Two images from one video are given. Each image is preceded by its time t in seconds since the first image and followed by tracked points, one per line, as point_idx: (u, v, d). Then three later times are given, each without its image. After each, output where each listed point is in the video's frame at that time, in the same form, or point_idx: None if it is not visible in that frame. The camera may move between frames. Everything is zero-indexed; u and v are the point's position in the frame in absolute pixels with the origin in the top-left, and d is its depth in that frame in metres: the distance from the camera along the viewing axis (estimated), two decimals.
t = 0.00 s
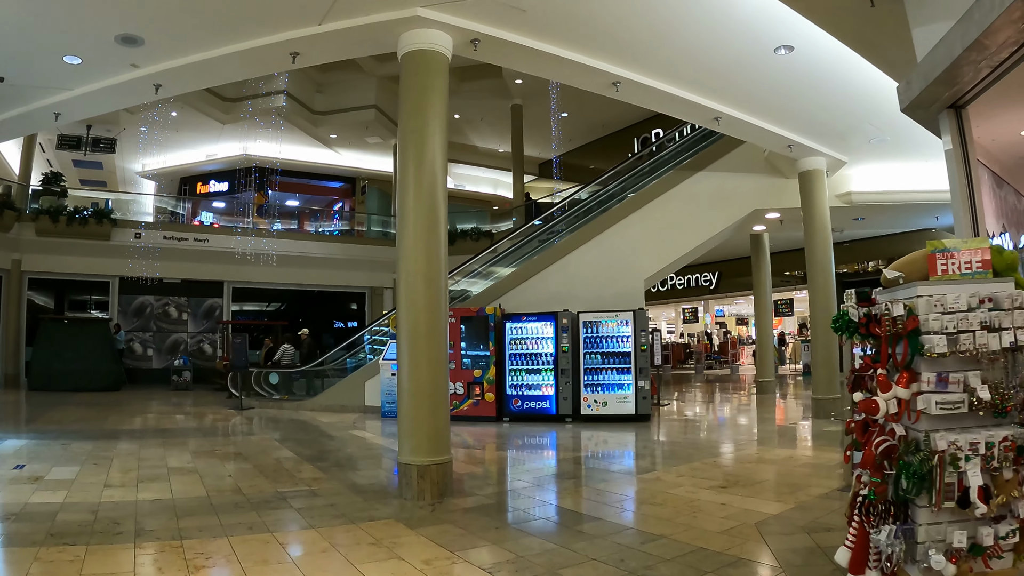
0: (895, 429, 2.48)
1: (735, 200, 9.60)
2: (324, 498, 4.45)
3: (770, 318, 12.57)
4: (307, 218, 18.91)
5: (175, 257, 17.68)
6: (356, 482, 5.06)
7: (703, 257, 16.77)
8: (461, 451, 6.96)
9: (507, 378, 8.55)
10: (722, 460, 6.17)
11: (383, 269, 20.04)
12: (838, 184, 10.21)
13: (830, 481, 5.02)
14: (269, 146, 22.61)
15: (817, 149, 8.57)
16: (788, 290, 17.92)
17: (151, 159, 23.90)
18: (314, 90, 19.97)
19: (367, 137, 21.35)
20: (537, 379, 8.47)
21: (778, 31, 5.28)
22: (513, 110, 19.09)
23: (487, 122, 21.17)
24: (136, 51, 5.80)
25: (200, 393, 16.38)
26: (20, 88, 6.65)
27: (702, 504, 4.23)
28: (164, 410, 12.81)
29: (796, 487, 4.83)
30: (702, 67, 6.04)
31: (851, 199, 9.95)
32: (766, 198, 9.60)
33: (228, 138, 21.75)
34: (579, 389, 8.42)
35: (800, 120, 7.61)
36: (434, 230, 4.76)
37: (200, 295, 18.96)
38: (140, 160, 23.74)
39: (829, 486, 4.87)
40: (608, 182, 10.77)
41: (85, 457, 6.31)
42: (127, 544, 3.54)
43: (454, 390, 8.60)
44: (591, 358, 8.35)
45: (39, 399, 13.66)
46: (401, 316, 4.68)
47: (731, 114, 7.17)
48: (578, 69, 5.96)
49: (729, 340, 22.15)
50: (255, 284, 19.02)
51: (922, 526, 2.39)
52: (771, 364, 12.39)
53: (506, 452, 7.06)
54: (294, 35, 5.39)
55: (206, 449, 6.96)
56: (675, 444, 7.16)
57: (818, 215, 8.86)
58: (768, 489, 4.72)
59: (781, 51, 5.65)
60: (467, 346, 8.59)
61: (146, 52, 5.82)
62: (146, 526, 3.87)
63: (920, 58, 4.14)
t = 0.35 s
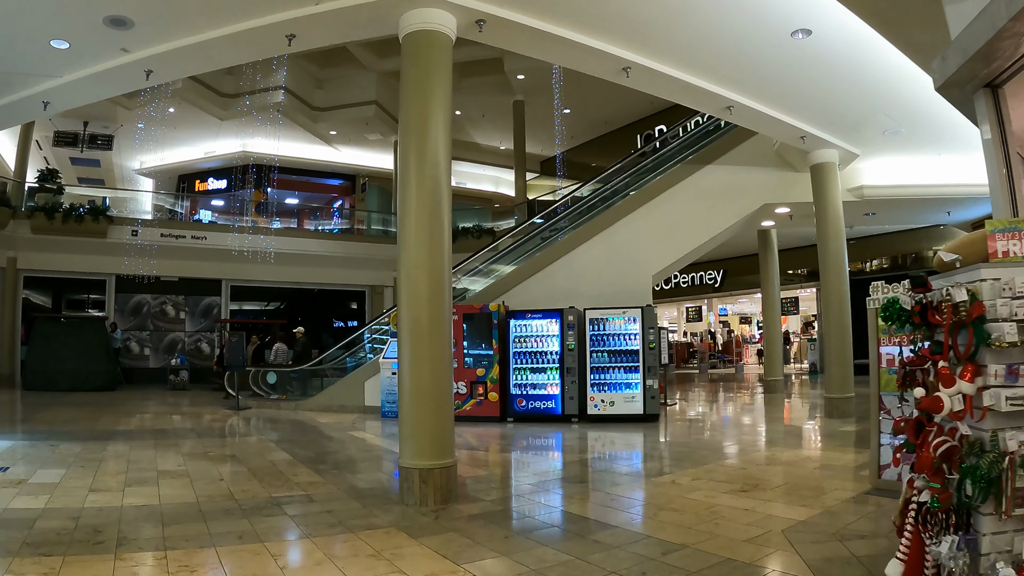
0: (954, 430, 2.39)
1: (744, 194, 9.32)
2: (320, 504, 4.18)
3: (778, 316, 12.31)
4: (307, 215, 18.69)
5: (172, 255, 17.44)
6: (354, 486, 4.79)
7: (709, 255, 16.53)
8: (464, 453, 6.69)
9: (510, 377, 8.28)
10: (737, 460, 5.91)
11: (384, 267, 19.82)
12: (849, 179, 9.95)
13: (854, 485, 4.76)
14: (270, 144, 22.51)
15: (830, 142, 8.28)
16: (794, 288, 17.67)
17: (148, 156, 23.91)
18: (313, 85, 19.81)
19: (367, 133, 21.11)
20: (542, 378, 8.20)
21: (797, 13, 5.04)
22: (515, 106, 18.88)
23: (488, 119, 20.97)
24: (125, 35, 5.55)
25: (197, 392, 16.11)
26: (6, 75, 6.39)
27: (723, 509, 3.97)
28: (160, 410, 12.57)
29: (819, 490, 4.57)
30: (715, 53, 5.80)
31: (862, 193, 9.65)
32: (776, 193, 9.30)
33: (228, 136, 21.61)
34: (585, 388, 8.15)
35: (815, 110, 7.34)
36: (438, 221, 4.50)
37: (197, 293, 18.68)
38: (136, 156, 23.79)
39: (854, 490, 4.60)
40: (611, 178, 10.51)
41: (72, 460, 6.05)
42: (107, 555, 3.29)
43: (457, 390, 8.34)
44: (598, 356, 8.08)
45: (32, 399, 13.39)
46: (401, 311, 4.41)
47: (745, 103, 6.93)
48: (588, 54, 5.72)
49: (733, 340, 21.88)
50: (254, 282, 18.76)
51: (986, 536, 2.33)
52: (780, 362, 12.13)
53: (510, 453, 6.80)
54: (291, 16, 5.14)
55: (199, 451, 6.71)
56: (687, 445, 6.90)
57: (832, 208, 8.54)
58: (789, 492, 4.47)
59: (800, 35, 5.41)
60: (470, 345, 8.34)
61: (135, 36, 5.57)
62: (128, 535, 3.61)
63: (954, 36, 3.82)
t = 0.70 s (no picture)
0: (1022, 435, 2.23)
1: (753, 191, 9.02)
2: (313, 513, 3.93)
3: (785, 316, 12.05)
4: (306, 214, 18.41)
5: (169, 253, 17.25)
6: (352, 493, 4.52)
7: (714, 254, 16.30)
8: (466, 456, 6.43)
9: (514, 377, 8.00)
10: (753, 462, 5.65)
11: (383, 266, 19.57)
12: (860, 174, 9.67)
13: (880, 490, 4.50)
14: (268, 141, 22.27)
15: (842, 134, 7.99)
16: (800, 287, 17.41)
17: (146, 153, 23.74)
18: (312, 82, 19.58)
19: (367, 130, 20.87)
20: (546, 378, 7.93)
21: None
22: (516, 103, 18.63)
23: (489, 116, 20.71)
24: (111, 19, 5.30)
25: (194, 393, 15.87)
26: None
27: (744, 518, 3.71)
28: (157, 411, 12.36)
29: (843, 496, 4.31)
30: (729, 39, 5.57)
31: (874, 188, 9.39)
32: (787, 189, 9.01)
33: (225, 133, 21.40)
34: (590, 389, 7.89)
35: (830, 100, 7.08)
36: (439, 213, 4.24)
37: (194, 292, 18.43)
38: (134, 154, 23.59)
39: (880, 495, 4.34)
40: (615, 174, 10.20)
41: (57, 464, 5.81)
42: (81, 570, 3.04)
43: (458, 390, 8.09)
44: (604, 355, 7.82)
45: (25, 399, 13.14)
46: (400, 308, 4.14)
47: (758, 93, 6.69)
48: (597, 38, 5.48)
49: (738, 339, 21.55)
50: (252, 281, 18.52)
51: None
52: (787, 362, 11.89)
53: (515, 456, 6.54)
54: None
55: (191, 454, 6.48)
56: (698, 448, 6.63)
57: (844, 201, 8.23)
58: (813, 499, 4.20)
59: (818, 19, 5.17)
60: (473, 345, 8.09)
61: (121, 19, 5.31)
62: (106, 548, 3.36)
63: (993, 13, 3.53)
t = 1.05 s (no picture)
0: None
1: (762, 187, 8.69)
2: (300, 532, 3.63)
3: (795, 316, 11.67)
4: (304, 213, 18.08)
5: (162, 252, 17.00)
6: (344, 507, 4.22)
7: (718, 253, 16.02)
8: (466, 464, 6.14)
9: (516, 381, 7.69)
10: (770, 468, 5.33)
11: (381, 266, 19.26)
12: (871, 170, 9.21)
13: (910, 504, 4.19)
14: (264, 139, 21.98)
15: (856, 127, 7.67)
16: (806, 286, 17.06)
17: (142, 152, 23.47)
18: (310, 78, 19.29)
19: (365, 128, 20.57)
20: (550, 382, 7.63)
21: None
22: (517, 100, 18.32)
23: (490, 113, 20.41)
24: (90, 3, 5.01)
25: (188, 395, 15.58)
26: None
27: (768, 538, 3.41)
28: (151, 414, 12.08)
29: (872, 510, 4.01)
30: (743, 24, 5.28)
31: (888, 185, 8.98)
32: (797, 185, 8.68)
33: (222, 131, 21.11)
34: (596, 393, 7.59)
35: (846, 91, 6.79)
36: (437, 209, 3.86)
37: (190, 292, 18.14)
38: (130, 153, 23.34)
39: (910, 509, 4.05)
40: (619, 170, 9.82)
41: (36, 473, 5.53)
42: None
43: (458, 394, 7.80)
44: (610, 358, 7.52)
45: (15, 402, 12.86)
46: (395, 308, 3.76)
47: (773, 83, 6.41)
48: (606, 23, 5.20)
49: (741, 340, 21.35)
50: (249, 281, 18.24)
51: None
52: (796, 363, 11.61)
53: (517, 464, 6.23)
54: None
55: (178, 463, 6.20)
56: (709, 455, 6.34)
57: (858, 197, 7.89)
58: (840, 513, 3.89)
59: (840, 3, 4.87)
60: (473, 347, 7.79)
61: (101, 3, 5.01)
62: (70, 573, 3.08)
63: None
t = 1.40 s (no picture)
0: None
1: (772, 180, 8.31)
2: (285, 547, 3.34)
3: (802, 314, 11.47)
4: (303, 211, 17.85)
5: (157, 251, 16.73)
6: (333, 517, 3.93)
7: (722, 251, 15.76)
8: (465, 469, 5.86)
9: (517, 381, 7.39)
10: (788, 471, 5.04)
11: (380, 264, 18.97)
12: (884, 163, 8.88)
13: (944, 512, 3.89)
14: (259, 135, 21.73)
15: (871, 118, 7.34)
16: (810, 284, 16.90)
17: (138, 149, 23.21)
18: (307, 74, 18.97)
19: (365, 125, 20.30)
20: (554, 382, 7.33)
21: None
22: (518, 95, 18.01)
23: (490, 110, 20.14)
24: None
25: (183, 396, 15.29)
26: None
27: (796, 553, 3.12)
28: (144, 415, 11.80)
29: (905, 519, 3.71)
30: (759, 3, 4.97)
31: (901, 178, 8.61)
32: (808, 178, 8.31)
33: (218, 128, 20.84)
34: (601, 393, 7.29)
35: (864, 79, 6.48)
36: (435, 207, 3.43)
37: (186, 291, 17.88)
38: (126, 151, 23.08)
39: (945, 519, 3.74)
40: (622, 164, 9.50)
41: (14, 478, 5.26)
42: None
43: (457, 395, 7.52)
44: (616, 357, 7.23)
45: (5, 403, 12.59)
46: (388, 303, 3.39)
47: (788, 70, 6.14)
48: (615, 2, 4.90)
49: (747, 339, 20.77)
50: (245, 279, 17.97)
51: None
52: (805, 362, 11.34)
53: (520, 469, 5.94)
54: None
55: (164, 468, 5.91)
56: (720, 457, 6.06)
57: (872, 190, 7.51)
58: (870, 523, 3.60)
59: None
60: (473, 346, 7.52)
61: None
62: None
63: None
